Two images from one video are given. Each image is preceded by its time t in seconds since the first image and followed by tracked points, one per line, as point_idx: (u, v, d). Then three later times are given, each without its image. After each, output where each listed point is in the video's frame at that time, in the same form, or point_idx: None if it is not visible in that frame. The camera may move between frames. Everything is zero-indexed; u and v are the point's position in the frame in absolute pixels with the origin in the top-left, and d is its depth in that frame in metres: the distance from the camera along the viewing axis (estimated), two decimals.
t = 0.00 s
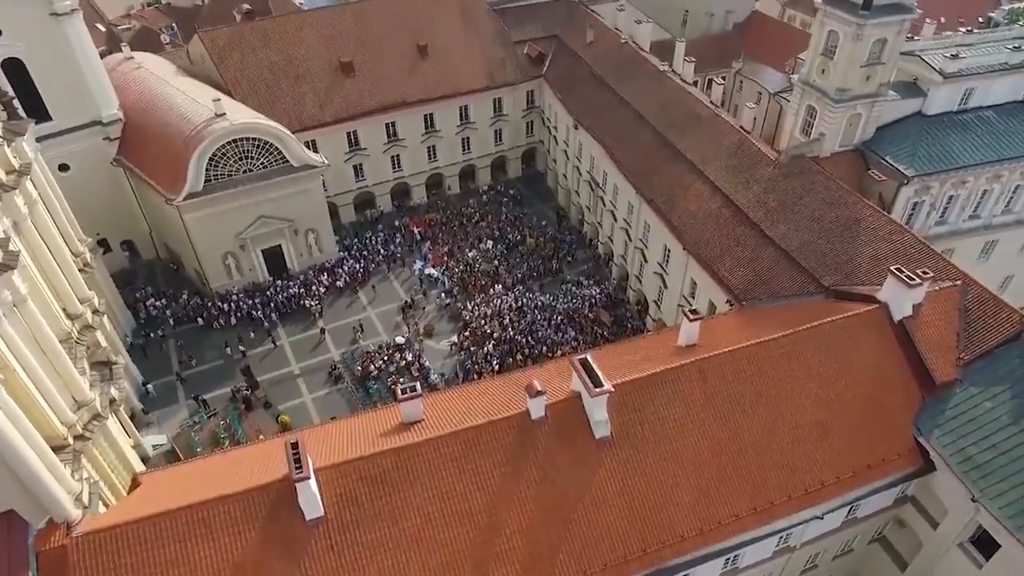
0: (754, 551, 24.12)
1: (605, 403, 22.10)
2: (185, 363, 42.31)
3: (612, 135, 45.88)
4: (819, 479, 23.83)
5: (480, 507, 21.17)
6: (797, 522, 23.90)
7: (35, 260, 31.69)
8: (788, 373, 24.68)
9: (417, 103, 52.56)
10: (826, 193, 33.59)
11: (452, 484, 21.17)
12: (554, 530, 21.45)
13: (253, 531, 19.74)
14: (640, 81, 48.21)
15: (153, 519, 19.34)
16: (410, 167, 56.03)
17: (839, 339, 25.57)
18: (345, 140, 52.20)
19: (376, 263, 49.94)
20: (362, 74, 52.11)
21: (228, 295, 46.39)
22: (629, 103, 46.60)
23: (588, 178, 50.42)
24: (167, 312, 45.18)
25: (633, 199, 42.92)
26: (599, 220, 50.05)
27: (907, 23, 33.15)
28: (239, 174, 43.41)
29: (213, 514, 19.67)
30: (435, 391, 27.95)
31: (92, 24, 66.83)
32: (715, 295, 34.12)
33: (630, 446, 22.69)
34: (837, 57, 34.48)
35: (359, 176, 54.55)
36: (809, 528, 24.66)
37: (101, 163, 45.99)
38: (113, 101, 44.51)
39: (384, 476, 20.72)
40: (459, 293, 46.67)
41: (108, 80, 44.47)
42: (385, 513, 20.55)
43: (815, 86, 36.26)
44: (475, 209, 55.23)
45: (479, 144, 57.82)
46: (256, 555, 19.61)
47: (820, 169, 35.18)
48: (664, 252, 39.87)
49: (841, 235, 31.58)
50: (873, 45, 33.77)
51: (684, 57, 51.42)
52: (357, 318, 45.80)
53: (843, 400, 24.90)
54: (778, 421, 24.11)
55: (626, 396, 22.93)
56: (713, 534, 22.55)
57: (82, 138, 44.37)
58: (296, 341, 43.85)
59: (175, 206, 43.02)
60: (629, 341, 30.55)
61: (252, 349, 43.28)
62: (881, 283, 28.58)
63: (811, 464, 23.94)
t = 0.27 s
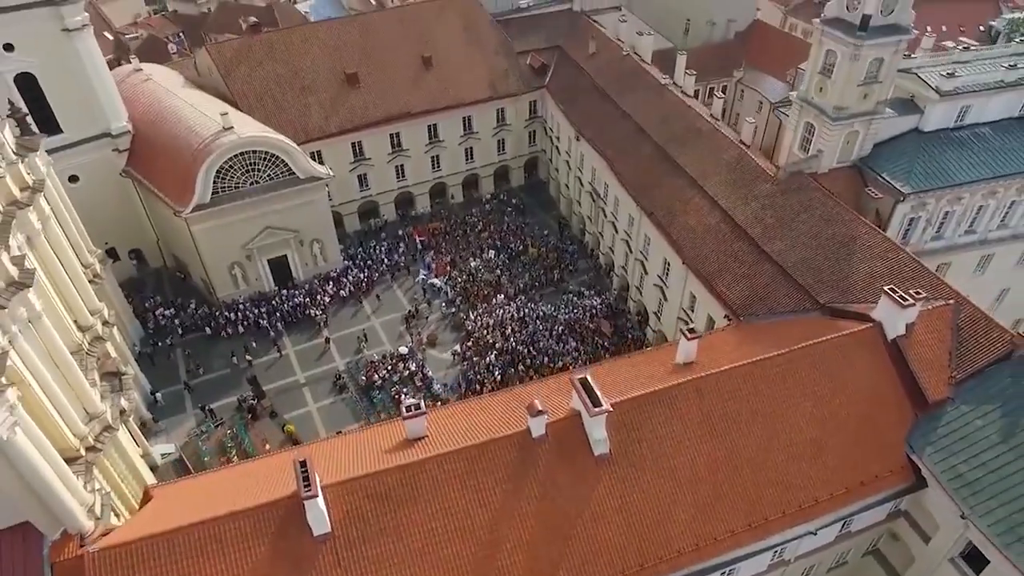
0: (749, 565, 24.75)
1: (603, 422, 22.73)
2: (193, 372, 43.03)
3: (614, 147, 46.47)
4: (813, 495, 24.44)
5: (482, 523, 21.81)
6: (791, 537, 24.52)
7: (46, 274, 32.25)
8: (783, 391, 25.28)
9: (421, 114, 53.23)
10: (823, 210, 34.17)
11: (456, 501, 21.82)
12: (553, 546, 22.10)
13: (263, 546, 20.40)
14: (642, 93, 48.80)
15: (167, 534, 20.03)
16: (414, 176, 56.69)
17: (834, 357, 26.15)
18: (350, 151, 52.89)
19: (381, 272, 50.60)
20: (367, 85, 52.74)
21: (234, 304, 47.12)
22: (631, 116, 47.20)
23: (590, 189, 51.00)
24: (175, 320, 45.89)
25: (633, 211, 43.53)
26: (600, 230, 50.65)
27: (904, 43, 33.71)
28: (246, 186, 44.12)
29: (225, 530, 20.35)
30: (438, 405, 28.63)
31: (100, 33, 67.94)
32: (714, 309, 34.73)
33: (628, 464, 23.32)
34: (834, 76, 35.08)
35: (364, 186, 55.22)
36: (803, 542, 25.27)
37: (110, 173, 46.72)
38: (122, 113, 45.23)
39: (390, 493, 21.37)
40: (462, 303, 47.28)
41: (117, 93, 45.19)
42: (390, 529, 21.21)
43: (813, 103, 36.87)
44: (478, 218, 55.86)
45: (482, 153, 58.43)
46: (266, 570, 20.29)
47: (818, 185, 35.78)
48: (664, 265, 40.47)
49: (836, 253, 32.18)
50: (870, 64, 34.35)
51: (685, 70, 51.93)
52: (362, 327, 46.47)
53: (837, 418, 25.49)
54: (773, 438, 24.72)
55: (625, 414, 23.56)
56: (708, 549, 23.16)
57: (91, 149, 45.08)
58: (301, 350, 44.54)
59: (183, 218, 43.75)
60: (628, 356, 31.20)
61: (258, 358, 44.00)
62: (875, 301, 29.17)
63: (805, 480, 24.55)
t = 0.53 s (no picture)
0: None
1: (603, 438, 23.31)
2: (201, 380, 43.67)
3: (615, 158, 47.03)
4: (808, 510, 25.00)
5: (485, 536, 22.42)
6: (786, 550, 25.08)
7: (58, 286, 32.94)
8: (779, 407, 25.83)
9: (425, 124, 53.86)
10: (821, 225, 34.73)
11: (459, 515, 22.43)
12: (554, 559, 22.69)
13: (273, 559, 21.04)
14: (643, 105, 49.37)
15: (180, 547, 20.68)
16: (418, 185, 57.34)
17: (830, 373, 26.69)
18: (354, 160, 53.54)
19: (385, 281, 51.21)
20: (372, 96, 53.37)
21: (241, 313, 47.80)
22: (633, 128, 47.75)
23: (592, 199, 51.60)
24: (183, 328, 46.53)
25: (634, 223, 44.12)
26: (602, 239, 51.19)
27: (901, 62, 34.27)
28: (253, 196, 44.84)
29: (236, 543, 20.98)
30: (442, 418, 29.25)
31: (107, 40, 68.88)
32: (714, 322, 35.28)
33: (627, 478, 23.91)
34: (833, 94, 35.61)
35: (368, 194, 55.86)
36: (799, 555, 25.83)
37: (118, 183, 47.39)
38: (131, 124, 45.87)
39: (396, 507, 22.01)
40: (465, 312, 47.86)
41: (126, 104, 45.87)
42: (396, 542, 21.81)
43: (811, 119, 37.41)
44: (481, 226, 56.46)
45: (485, 162, 59.03)
46: None
47: (816, 200, 36.35)
48: (664, 277, 41.04)
49: (833, 268, 32.74)
50: (868, 82, 34.91)
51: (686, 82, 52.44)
52: (367, 336, 47.11)
53: (832, 433, 26.03)
54: (769, 453, 25.29)
55: (624, 430, 24.16)
56: (705, 562, 23.75)
57: (101, 160, 45.73)
58: (307, 358, 45.18)
59: (191, 228, 44.42)
60: (628, 370, 31.76)
61: (265, 366, 44.67)
62: (871, 318, 29.72)
63: (800, 495, 25.11)
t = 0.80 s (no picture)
0: None
1: (603, 454, 23.91)
2: (208, 388, 44.36)
3: (617, 170, 47.59)
4: (804, 524, 25.57)
5: (488, 549, 23.04)
6: (782, 564, 25.67)
7: (71, 298, 33.65)
8: (776, 424, 26.38)
9: (429, 134, 54.51)
10: (819, 239, 35.30)
11: (463, 530, 23.06)
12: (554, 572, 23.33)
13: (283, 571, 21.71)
14: (645, 116, 49.92)
15: (192, 559, 21.34)
16: (422, 194, 57.98)
17: (827, 389, 27.22)
18: (360, 170, 54.21)
19: (389, 289, 51.85)
20: (377, 106, 54.02)
21: (247, 321, 48.50)
22: (634, 140, 48.31)
23: (594, 209, 52.19)
24: (191, 337, 47.23)
25: (635, 234, 44.70)
26: (604, 249, 51.76)
27: (898, 80, 34.85)
28: (260, 207, 45.56)
29: (246, 555, 21.61)
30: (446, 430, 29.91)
31: (116, 48, 69.92)
32: (713, 335, 35.88)
33: (627, 493, 24.51)
34: (832, 110, 36.15)
35: (373, 203, 56.51)
36: (795, 568, 26.41)
37: (127, 193, 48.09)
38: (140, 135, 46.54)
39: (401, 522, 22.64)
40: (468, 320, 48.47)
41: (136, 115, 46.58)
42: (401, 556, 22.44)
43: (811, 135, 37.96)
44: (484, 234, 57.10)
45: (489, 170, 59.65)
46: None
47: (815, 215, 36.93)
48: (665, 289, 41.66)
49: (831, 283, 33.33)
50: (866, 99, 35.48)
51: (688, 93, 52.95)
52: (371, 344, 47.76)
53: (828, 448, 26.58)
54: (766, 468, 25.88)
55: (624, 446, 24.74)
56: None
57: (110, 170, 46.39)
58: (312, 367, 45.86)
59: (199, 238, 45.12)
60: (629, 383, 32.34)
61: (271, 374, 45.38)
62: (868, 334, 30.27)
63: (797, 509, 25.69)
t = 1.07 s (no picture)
0: None
1: (603, 470, 24.54)
2: (216, 396, 45.09)
3: (620, 182, 48.18)
4: (799, 539, 26.19)
5: (490, 563, 23.72)
6: None
7: (84, 310, 34.37)
8: (773, 440, 26.97)
9: (434, 144, 55.21)
10: (818, 255, 35.88)
11: (466, 544, 23.72)
12: None
13: None
14: (647, 128, 50.50)
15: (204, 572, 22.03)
16: (427, 203, 58.67)
17: (823, 406, 27.79)
18: (365, 180, 54.93)
19: (394, 298, 52.56)
20: (383, 117, 54.73)
21: (254, 329, 49.28)
22: (636, 152, 48.92)
23: (597, 220, 52.79)
24: (199, 345, 47.99)
25: (637, 247, 45.33)
26: (606, 259, 52.36)
27: (896, 99, 35.45)
28: (267, 218, 46.32)
29: (256, 568, 22.30)
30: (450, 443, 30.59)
31: (125, 56, 70.76)
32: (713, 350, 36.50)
33: (626, 508, 25.16)
34: (831, 128, 36.77)
35: (378, 212, 57.23)
36: None
37: (137, 203, 48.87)
38: (150, 146, 47.29)
39: (407, 536, 23.33)
40: (472, 329, 49.14)
41: (146, 127, 47.34)
42: (407, 569, 23.13)
43: (810, 151, 38.56)
44: (488, 243, 57.77)
45: (492, 179, 60.30)
46: None
47: (813, 230, 37.52)
48: (666, 301, 42.27)
49: (828, 299, 33.93)
50: (864, 118, 36.08)
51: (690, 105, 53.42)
52: (376, 353, 48.45)
53: (824, 464, 27.17)
54: (762, 484, 26.49)
55: (624, 462, 25.37)
56: None
57: (120, 181, 47.14)
58: (318, 375, 46.59)
59: (208, 248, 45.89)
60: (630, 397, 32.96)
61: (278, 382, 46.13)
62: (864, 350, 30.86)
63: (792, 524, 26.31)
